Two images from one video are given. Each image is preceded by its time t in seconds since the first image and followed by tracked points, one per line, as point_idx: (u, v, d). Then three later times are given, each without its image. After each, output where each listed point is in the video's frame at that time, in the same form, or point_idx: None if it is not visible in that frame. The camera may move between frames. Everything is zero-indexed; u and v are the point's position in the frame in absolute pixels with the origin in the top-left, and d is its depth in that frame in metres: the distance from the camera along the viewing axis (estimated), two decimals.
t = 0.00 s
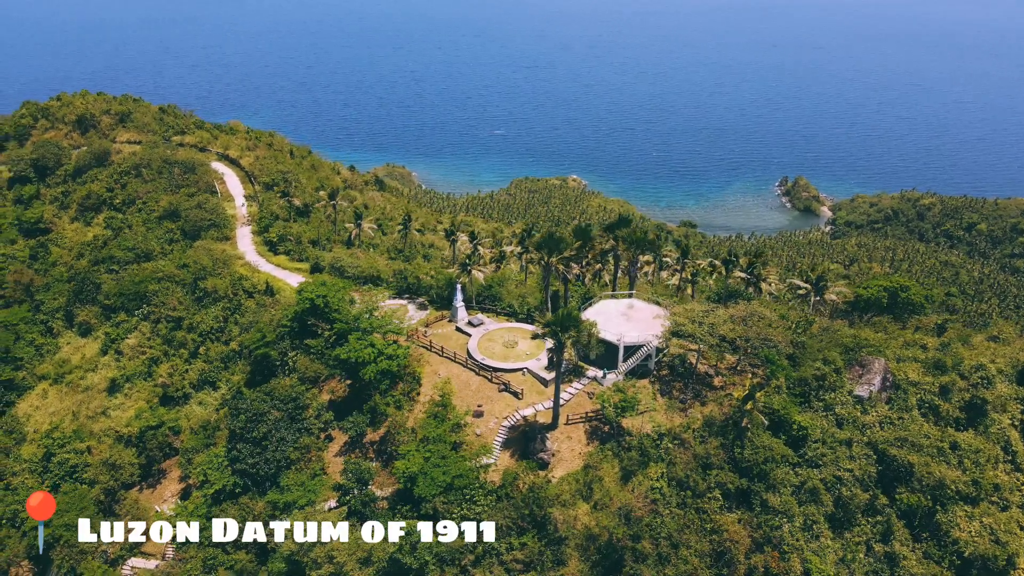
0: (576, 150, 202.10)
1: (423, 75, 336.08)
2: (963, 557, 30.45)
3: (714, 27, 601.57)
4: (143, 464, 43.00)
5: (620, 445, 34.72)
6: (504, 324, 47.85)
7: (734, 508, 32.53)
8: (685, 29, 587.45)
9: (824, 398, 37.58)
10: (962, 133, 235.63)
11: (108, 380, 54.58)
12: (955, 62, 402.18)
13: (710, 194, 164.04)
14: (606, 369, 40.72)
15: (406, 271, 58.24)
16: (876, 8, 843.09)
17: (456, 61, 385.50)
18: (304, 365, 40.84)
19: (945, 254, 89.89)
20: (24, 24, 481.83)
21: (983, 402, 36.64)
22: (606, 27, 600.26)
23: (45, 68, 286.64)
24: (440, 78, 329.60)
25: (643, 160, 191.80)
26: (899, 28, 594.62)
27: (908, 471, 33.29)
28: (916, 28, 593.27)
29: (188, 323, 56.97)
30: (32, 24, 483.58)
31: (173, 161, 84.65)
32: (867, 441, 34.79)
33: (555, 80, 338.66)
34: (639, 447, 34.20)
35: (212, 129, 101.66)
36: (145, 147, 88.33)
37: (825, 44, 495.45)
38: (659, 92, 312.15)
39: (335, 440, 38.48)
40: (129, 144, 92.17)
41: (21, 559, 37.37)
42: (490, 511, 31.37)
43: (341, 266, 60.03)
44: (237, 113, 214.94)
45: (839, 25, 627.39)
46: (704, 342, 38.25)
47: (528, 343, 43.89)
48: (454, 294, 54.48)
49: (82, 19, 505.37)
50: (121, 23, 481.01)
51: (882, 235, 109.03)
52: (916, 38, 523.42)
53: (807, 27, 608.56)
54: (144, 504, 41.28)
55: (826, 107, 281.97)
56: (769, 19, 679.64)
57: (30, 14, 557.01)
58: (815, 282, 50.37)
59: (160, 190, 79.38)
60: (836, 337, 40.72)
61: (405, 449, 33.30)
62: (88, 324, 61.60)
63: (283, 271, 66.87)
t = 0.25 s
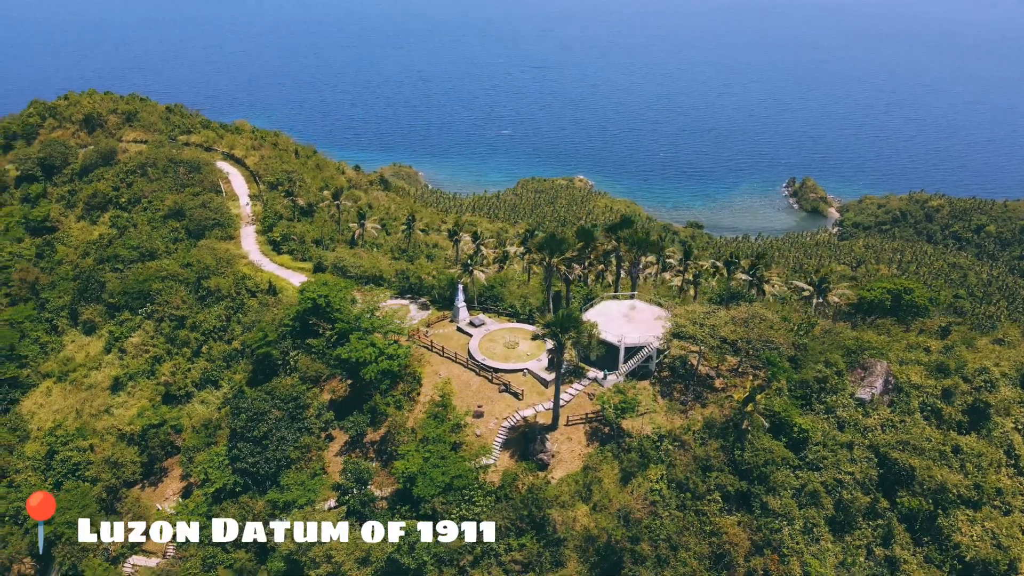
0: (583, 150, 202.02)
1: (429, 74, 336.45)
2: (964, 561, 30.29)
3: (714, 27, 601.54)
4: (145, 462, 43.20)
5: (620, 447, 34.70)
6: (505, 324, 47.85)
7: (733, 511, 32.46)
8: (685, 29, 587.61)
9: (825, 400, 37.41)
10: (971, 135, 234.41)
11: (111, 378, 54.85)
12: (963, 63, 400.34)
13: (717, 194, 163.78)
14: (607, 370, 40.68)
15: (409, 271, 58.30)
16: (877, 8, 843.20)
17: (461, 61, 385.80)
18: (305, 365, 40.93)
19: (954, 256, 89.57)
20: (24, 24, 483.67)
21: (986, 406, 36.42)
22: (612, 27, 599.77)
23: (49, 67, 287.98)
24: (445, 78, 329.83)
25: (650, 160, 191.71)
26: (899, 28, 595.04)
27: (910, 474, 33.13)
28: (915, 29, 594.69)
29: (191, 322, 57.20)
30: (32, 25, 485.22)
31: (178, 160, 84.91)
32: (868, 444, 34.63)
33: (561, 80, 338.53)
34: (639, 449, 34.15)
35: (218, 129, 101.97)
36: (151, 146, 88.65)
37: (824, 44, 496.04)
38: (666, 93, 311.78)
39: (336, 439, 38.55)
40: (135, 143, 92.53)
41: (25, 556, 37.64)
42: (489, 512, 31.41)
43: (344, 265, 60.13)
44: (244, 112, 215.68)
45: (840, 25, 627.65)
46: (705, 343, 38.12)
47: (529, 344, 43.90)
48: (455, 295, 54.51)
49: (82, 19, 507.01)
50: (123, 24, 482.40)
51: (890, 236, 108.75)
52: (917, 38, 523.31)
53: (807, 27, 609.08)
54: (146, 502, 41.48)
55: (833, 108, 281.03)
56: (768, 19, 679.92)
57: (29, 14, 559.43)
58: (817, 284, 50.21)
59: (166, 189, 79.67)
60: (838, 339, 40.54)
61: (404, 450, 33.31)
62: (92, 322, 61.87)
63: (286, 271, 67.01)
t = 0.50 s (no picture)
0: (591, 150, 201.80)
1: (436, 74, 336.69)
2: (965, 567, 30.05)
3: (713, 27, 600.63)
4: (148, 460, 43.48)
5: (620, 449, 34.67)
6: (507, 324, 47.82)
7: (733, 514, 32.34)
8: (685, 29, 586.73)
9: (827, 403, 37.19)
10: (983, 137, 232.53)
11: (115, 376, 55.26)
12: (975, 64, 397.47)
13: (726, 195, 163.28)
14: (608, 372, 40.55)
15: (412, 271, 58.42)
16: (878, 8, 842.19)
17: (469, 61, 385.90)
18: (306, 364, 41.09)
19: (965, 258, 88.95)
20: (24, 25, 484.87)
21: (989, 410, 36.13)
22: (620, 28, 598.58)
23: (55, 67, 289.24)
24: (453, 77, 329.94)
25: (659, 161, 191.41)
26: (898, 28, 594.66)
27: (911, 479, 32.93)
28: (915, 28, 593.88)
29: (195, 321, 57.46)
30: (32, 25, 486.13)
31: (185, 159, 85.30)
32: (869, 448, 34.45)
33: (569, 80, 338.12)
34: (638, 451, 34.12)
35: (226, 128, 102.39)
36: (159, 145, 89.08)
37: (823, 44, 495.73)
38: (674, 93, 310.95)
39: (337, 438, 38.68)
40: (143, 142, 93.03)
41: (29, 552, 38.00)
42: (488, 513, 31.47)
43: (348, 265, 60.26)
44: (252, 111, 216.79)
45: (844, 25, 626.09)
46: (705, 346, 37.98)
47: (531, 345, 43.92)
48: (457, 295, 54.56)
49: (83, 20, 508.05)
50: (123, 24, 483.18)
51: (900, 238, 108.17)
52: (917, 38, 522.75)
53: (806, 27, 608.11)
54: (148, 499, 41.83)
55: (844, 109, 279.16)
56: (769, 19, 678.97)
57: (30, 14, 561.49)
58: (820, 286, 50.26)
59: (172, 188, 80.08)
60: (840, 342, 40.38)
61: (403, 450, 33.39)
62: (98, 320, 62.29)
63: (290, 270, 67.22)
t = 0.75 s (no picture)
0: (599, 151, 201.57)
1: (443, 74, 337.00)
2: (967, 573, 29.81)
3: (714, 27, 599.61)
4: (150, 458, 43.76)
5: (620, 451, 34.63)
6: (508, 325, 47.83)
7: (732, 517, 32.24)
8: (693, 29, 584.90)
9: (829, 406, 37.05)
10: (995, 139, 230.55)
11: (120, 374, 55.71)
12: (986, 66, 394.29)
13: (735, 196, 162.78)
14: (609, 373, 40.44)
15: (414, 272, 58.46)
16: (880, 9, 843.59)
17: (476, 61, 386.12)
18: (308, 363, 41.21)
19: (976, 261, 88.30)
20: (24, 24, 486.01)
21: (993, 414, 35.82)
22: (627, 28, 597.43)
23: (60, 67, 290.46)
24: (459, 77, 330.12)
25: (668, 161, 190.96)
26: (898, 28, 594.22)
27: (912, 483, 32.73)
28: (915, 28, 593.48)
29: (199, 319, 57.71)
30: (31, 24, 486.83)
31: (192, 158, 85.68)
32: (870, 452, 34.29)
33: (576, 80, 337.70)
34: (638, 453, 34.07)
35: (233, 127, 102.77)
36: (166, 144, 89.53)
37: (823, 44, 495.71)
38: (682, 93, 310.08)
39: (337, 438, 38.76)
40: (151, 141, 93.55)
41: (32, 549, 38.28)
42: (486, 513, 31.49)
43: (351, 265, 60.41)
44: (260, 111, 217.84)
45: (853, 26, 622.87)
46: (706, 348, 37.88)
47: (532, 346, 43.92)
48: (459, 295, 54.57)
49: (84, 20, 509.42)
50: (122, 24, 484.09)
51: (911, 241, 107.50)
52: (925, 39, 519.94)
53: (807, 27, 607.48)
54: (150, 497, 42.09)
55: (853, 109, 277.62)
56: (769, 19, 678.42)
57: (31, 14, 563.61)
58: (823, 289, 50.22)
59: (179, 187, 80.49)
60: (843, 345, 40.16)
61: (403, 450, 33.44)
62: (103, 318, 62.69)
63: (294, 270, 67.37)
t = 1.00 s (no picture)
0: (606, 151, 201.40)
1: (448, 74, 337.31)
2: None
3: (713, 27, 599.23)
4: (152, 456, 44.00)
5: (619, 452, 34.60)
6: (509, 325, 47.86)
7: (731, 519, 32.14)
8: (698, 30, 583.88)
9: (830, 409, 36.91)
10: (1004, 140, 229.50)
11: (123, 372, 56.04)
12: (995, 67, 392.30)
13: (742, 197, 162.44)
14: (609, 374, 40.37)
15: (416, 272, 58.50)
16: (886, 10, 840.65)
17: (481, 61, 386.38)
18: (309, 363, 41.30)
19: (984, 263, 87.91)
20: (24, 24, 486.86)
21: (995, 418, 35.60)
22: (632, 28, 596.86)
23: (64, 67, 291.31)
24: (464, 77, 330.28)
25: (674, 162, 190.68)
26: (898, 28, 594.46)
27: (913, 486, 32.53)
28: (915, 28, 593.62)
29: (202, 318, 57.94)
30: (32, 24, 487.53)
31: (197, 157, 85.95)
32: (871, 455, 34.15)
33: (581, 81, 337.50)
34: (638, 454, 34.04)
35: (239, 127, 103.10)
36: (171, 143, 89.88)
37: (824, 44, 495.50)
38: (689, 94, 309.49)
39: (338, 437, 38.86)
40: (157, 140, 94.02)
41: (34, 545, 38.65)
42: (485, 513, 31.49)
43: (354, 264, 60.51)
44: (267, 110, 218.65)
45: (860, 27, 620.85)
46: (707, 349, 37.83)
47: (533, 346, 43.93)
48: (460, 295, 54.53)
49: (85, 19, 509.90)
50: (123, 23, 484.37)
51: (919, 242, 107.06)
52: (933, 40, 517.66)
53: (806, 27, 607.86)
54: (151, 495, 42.31)
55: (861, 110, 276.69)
56: (769, 19, 678.52)
57: (30, 14, 564.55)
58: (825, 291, 50.05)
59: (184, 186, 80.83)
60: (844, 348, 40.04)
61: (402, 450, 33.50)
62: (107, 316, 62.98)
63: (296, 269, 67.34)
